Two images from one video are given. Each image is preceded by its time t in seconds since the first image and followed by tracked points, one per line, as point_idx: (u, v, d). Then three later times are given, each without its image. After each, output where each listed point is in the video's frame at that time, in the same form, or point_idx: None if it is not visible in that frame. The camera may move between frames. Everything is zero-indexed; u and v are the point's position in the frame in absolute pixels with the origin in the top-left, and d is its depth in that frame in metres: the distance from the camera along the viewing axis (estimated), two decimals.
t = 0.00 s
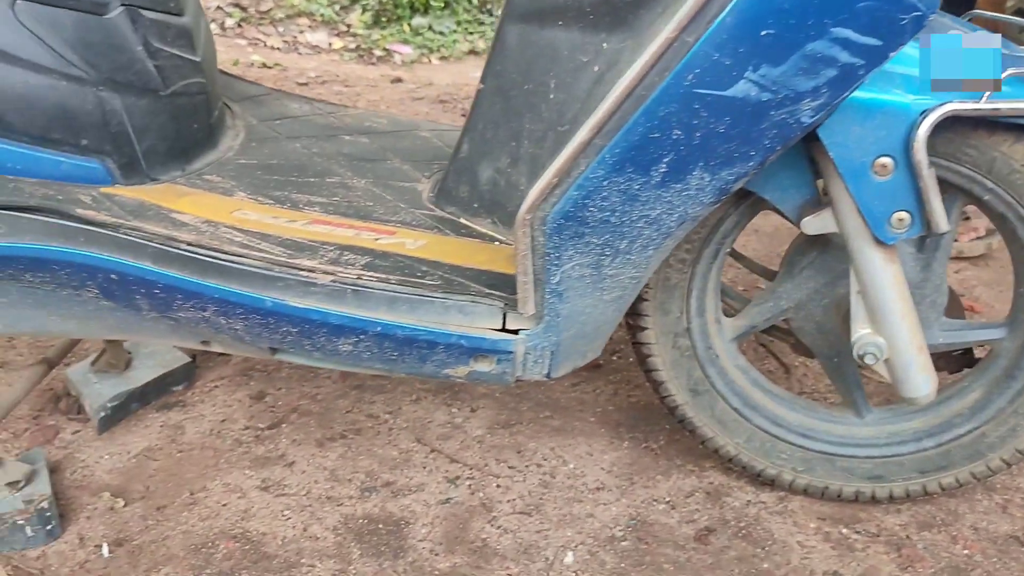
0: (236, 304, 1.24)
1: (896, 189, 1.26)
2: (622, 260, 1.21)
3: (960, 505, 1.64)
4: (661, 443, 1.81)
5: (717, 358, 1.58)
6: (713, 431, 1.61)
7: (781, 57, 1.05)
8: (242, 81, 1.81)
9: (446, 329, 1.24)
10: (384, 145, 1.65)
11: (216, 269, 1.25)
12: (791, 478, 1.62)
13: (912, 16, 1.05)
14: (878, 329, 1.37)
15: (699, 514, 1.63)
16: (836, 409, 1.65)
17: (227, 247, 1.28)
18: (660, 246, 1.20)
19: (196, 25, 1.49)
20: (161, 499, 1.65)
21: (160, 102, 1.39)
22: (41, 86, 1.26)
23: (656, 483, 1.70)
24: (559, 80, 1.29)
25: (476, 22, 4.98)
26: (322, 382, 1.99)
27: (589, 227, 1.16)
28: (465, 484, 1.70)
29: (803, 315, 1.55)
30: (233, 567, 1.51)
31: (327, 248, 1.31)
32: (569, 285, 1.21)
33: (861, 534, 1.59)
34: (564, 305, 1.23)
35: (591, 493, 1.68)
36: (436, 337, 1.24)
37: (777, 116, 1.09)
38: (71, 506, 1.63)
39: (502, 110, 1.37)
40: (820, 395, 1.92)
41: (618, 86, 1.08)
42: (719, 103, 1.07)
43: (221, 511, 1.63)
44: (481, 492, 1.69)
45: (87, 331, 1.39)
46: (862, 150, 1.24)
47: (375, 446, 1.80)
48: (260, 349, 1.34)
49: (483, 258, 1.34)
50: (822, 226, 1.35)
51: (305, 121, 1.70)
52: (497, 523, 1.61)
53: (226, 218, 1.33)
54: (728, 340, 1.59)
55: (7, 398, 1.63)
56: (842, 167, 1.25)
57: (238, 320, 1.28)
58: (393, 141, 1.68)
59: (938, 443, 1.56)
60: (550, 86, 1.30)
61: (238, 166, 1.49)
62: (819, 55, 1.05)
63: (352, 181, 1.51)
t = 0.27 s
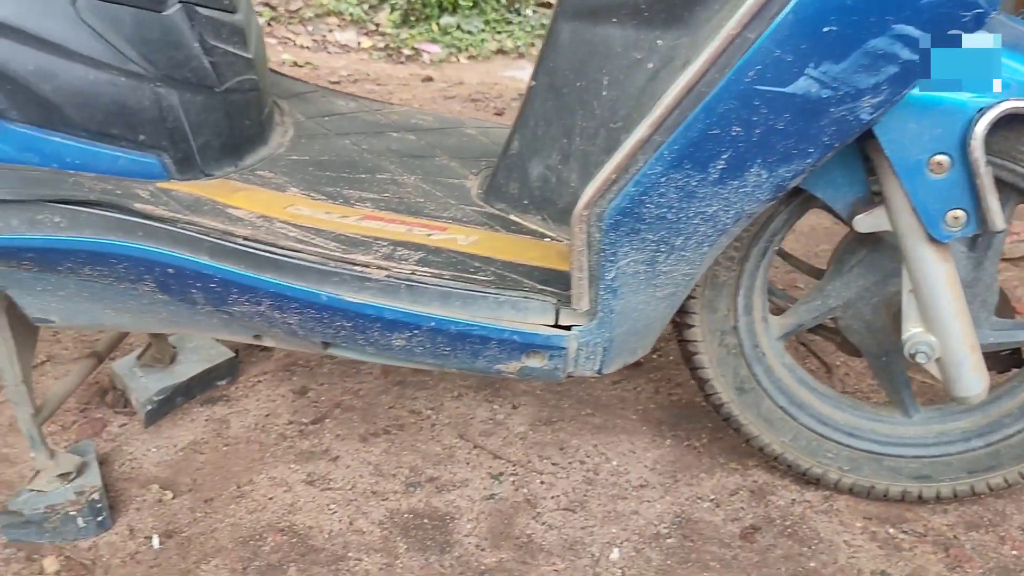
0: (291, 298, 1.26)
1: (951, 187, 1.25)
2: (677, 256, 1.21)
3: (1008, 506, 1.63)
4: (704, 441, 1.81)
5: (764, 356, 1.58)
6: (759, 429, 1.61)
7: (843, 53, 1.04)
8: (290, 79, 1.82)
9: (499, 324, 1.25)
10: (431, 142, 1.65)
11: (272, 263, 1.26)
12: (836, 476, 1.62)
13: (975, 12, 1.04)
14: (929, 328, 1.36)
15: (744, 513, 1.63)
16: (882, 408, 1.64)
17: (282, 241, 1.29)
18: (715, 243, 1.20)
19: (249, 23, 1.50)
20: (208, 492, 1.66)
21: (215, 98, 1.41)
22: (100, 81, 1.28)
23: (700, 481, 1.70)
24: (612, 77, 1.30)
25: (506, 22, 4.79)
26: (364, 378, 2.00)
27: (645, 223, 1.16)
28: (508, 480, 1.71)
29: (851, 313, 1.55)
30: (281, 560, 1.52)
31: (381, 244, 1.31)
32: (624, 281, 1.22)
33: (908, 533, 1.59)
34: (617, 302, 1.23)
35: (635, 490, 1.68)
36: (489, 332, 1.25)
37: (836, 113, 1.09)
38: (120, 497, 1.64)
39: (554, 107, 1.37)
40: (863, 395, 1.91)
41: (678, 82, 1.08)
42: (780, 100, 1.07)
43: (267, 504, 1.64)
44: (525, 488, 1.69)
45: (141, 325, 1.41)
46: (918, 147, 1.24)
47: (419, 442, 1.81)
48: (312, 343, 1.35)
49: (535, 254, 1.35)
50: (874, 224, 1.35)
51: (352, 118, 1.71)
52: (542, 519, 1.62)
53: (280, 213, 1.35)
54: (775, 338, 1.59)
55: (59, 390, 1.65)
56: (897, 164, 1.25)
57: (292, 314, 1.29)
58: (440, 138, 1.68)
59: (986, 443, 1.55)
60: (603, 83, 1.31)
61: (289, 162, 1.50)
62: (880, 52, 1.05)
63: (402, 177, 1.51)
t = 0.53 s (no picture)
0: (342, 292, 1.27)
1: (1003, 183, 1.26)
2: (727, 251, 1.22)
3: None
4: (743, 438, 1.81)
5: (807, 353, 1.58)
6: (802, 426, 1.61)
7: (899, 48, 1.04)
8: (333, 76, 1.84)
9: (549, 319, 1.26)
10: (474, 139, 1.66)
11: (324, 257, 1.27)
12: (880, 474, 1.61)
13: None
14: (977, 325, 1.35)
15: (786, 510, 1.63)
16: (926, 406, 1.63)
17: (333, 236, 1.30)
18: (766, 238, 1.21)
19: (297, 21, 1.52)
20: (252, 485, 1.68)
21: (265, 94, 1.42)
22: (156, 78, 1.30)
23: (741, 478, 1.70)
24: (660, 73, 1.30)
25: (533, 23, 4.56)
26: (403, 373, 2.01)
27: (697, 218, 1.17)
28: (549, 476, 1.71)
29: (896, 311, 1.55)
30: (326, 552, 1.54)
31: (430, 239, 1.32)
32: (674, 276, 1.22)
33: (952, 532, 1.58)
34: (667, 297, 1.24)
35: (676, 486, 1.68)
36: (539, 326, 1.26)
37: (891, 109, 1.08)
38: (166, 490, 1.66)
39: (601, 103, 1.38)
40: (903, 393, 1.91)
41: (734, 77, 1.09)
42: (834, 95, 1.07)
43: (311, 497, 1.66)
44: (566, 483, 1.70)
45: (192, 319, 1.43)
46: (970, 143, 1.24)
47: (459, 437, 1.82)
48: (362, 337, 1.36)
49: (582, 249, 1.35)
50: (923, 220, 1.35)
51: (396, 115, 1.72)
52: (584, 514, 1.62)
53: (330, 208, 1.36)
54: (818, 335, 1.59)
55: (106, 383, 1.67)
56: (948, 159, 1.25)
57: (343, 307, 1.30)
58: (482, 135, 1.69)
59: None
60: (652, 79, 1.31)
61: (336, 158, 1.52)
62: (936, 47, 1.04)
63: (447, 173, 1.53)
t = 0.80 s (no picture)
0: (389, 287, 1.28)
1: None
2: (773, 246, 1.22)
3: None
4: (781, 435, 1.81)
5: (848, 350, 1.58)
6: (841, 424, 1.61)
7: (951, 43, 1.03)
8: (372, 74, 1.85)
9: (594, 314, 1.26)
10: (514, 136, 1.67)
11: (370, 252, 1.28)
12: (920, 472, 1.61)
13: None
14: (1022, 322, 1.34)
15: (826, 507, 1.63)
16: (967, 404, 1.63)
17: (379, 231, 1.31)
18: (813, 232, 1.21)
19: (340, 19, 1.53)
20: (293, 480, 1.70)
21: (310, 91, 1.44)
22: (205, 74, 1.32)
23: (780, 475, 1.70)
24: (705, 69, 1.31)
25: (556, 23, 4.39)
26: (439, 370, 2.02)
27: (744, 213, 1.17)
28: (587, 472, 1.72)
29: (938, 308, 1.55)
30: (367, 546, 1.55)
31: (475, 234, 1.33)
32: (720, 271, 1.23)
33: (993, 530, 1.58)
34: (712, 292, 1.24)
35: (714, 484, 1.68)
36: (584, 321, 1.26)
37: (942, 103, 1.08)
38: (208, 483, 1.68)
39: (645, 99, 1.38)
40: (942, 392, 1.90)
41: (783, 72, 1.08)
42: (885, 90, 1.06)
43: (351, 492, 1.67)
44: (604, 479, 1.70)
45: (236, 314, 1.44)
46: (1017, 138, 1.23)
47: (496, 434, 1.82)
48: (405, 331, 1.37)
49: (626, 244, 1.36)
50: (968, 217, 1.34)
51: (435, 112, 1.73)
52: (623, 511, 1.62)
53: (375, 204, 1.37)
54: (858, 332, 1.59)
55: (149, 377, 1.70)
56: (994, 155, 1.25)
57: (389, 302, 1.31)
58: (522, 131, 1.70)
59: None
60: (696, 75, 1.32)
61: (379, 155, 1.53)
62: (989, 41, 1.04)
63: (488, 170, 1.54)
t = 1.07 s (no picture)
0: (431, 286, 1.30)
1: None
2: (816, 246, 1.22)
3: None
4: (815, 435, 1.81)
5: (885, 350, 1.58)
6: (878, 424, 1.61)
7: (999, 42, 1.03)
8: (407, 76, 1.86)
9: (635, 313, 1.27)
10: (550, 136, 1.68)
11: (413, 252, 1.29)
12: (957, 472, 1.61)
13: None
14: None
15: (862, 508, 1.63)
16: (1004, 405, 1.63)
17: (422, 230, 1.32)
18: (856, 232, 1.21)
19: (380, 20, 1.55)
20: (330, 478, 1.71)
21: (351, 92, 1.45)
22: (250, 75, 1.33)
23: (815, 476, 1.70)
24: (746, 69, 1.31)
25: (577, 25, 4.30)
26: (472, 370, 2.03)
27: (788, 212, 1.18)
28: (622, 472, 1.72)
29: (976, 308, 1.55)
30: (405, 544, 1.56)
31: (516, 234, 1.34)
32: (762, 271, 1.23)
33: None
34: (754, 291, 1.25)
35: (750, 484, 1.68)
36: (626, 320, 1.27)
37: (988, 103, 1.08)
38: (246, 481, 1.70)
39: (684, 99, 1.39)
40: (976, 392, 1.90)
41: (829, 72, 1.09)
42: (932, 90, 1.07)
43: (387, 490, 1.68)
44: (639, 479, 1.71)
45: (278, 312, 1.46)
46: None
47: (530, 433, 1.83)
48: (446, 330, 1.39)
49: (665, 244, 1.36)
50: (1011, 217, 1.33)
51: (471, 113, 1.74)
52: (659, 510, 1.63)
53: (417, 203, 1.38)
54: (895, 331, 1.59)
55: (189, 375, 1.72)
56: None
57: (431, 301, 1.33)
58: (557, 132, 1.71)
59: None
60: (737, 75, 1.32)
61: (418, 155, 1.54)
62: None
63: (526, 170, 1.54)
